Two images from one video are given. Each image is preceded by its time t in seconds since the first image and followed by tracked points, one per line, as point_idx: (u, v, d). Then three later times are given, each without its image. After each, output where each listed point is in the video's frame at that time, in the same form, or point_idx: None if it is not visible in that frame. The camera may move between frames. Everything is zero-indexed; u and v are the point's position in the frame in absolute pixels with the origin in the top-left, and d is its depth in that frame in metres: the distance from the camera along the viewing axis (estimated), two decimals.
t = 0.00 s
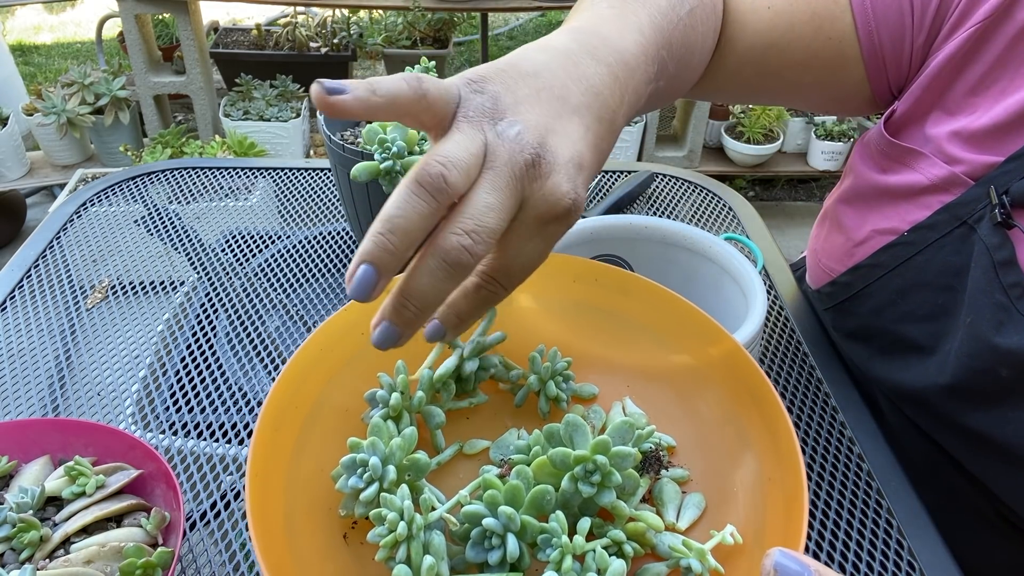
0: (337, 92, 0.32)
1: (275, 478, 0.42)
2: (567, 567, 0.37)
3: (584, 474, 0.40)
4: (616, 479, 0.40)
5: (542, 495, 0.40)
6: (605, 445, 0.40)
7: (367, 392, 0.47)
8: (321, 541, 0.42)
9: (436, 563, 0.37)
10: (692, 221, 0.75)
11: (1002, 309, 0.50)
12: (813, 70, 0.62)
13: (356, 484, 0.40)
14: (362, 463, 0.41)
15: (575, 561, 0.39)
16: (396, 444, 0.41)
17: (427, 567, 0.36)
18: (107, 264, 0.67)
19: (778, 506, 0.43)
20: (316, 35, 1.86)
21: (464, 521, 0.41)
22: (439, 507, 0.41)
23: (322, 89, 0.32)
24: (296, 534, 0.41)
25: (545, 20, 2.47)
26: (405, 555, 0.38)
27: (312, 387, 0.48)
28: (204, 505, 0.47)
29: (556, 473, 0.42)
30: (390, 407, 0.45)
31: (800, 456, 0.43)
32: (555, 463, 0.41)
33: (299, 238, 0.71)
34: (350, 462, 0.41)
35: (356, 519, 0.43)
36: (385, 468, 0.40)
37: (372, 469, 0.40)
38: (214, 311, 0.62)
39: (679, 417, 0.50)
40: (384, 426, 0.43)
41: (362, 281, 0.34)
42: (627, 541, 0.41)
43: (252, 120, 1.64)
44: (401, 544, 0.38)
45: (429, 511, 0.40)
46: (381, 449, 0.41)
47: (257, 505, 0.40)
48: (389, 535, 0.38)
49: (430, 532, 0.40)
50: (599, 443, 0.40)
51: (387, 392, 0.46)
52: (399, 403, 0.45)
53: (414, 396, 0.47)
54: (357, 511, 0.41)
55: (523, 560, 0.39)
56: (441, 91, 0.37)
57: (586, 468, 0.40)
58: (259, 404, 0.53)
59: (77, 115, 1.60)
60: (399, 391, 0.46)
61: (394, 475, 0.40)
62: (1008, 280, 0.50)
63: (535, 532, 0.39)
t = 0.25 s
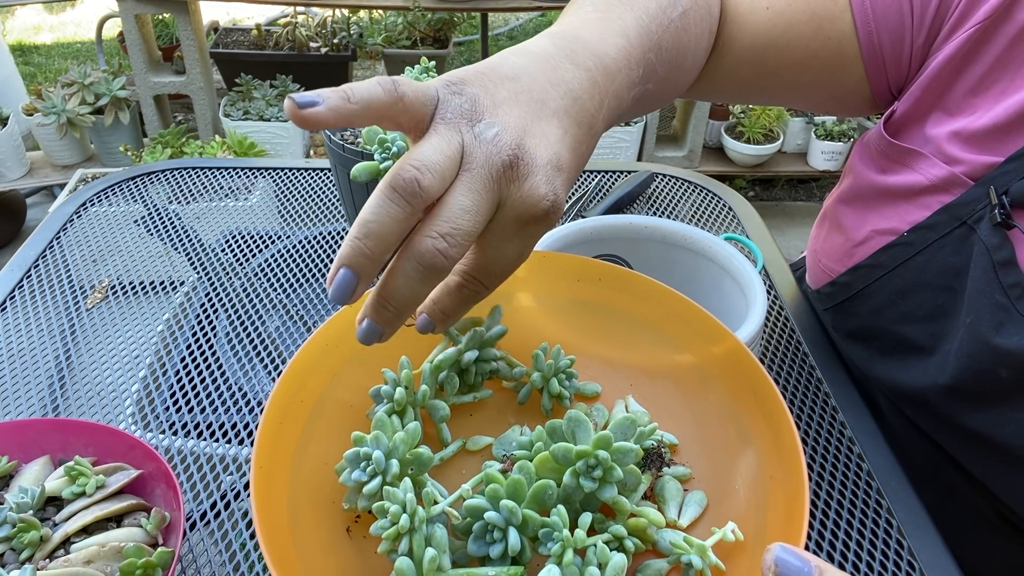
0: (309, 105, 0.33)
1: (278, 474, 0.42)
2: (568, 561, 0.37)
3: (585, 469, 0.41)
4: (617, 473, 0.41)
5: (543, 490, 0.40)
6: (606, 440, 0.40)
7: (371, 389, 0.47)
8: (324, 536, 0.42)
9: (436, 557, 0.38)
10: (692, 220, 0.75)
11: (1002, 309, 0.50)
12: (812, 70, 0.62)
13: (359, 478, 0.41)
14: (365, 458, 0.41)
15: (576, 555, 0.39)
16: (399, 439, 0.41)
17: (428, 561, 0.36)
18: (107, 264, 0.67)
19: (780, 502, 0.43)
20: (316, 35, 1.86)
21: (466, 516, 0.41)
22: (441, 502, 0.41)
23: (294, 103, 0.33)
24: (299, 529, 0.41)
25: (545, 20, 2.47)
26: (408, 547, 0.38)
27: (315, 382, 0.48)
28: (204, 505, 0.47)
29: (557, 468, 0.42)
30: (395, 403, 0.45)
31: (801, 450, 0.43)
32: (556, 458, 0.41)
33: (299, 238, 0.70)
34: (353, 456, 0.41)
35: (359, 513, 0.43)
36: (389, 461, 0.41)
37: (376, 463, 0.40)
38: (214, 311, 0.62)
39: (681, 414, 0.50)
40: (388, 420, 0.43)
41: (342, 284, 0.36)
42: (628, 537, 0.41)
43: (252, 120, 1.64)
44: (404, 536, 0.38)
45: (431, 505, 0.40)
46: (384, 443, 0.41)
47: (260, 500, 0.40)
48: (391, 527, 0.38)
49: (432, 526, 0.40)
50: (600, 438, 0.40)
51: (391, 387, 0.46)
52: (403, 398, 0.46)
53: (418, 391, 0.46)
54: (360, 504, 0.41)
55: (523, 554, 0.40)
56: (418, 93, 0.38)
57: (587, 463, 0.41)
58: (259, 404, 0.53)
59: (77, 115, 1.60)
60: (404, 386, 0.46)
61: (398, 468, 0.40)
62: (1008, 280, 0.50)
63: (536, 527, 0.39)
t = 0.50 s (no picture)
0: (306, 105, 0.31)
1: (275, 476, 0.42)
2: (566, 561, 0.37)
3: (584, 469, 0.41)
4: (616, 473, 0.40)
5: (542, 490, 0.40)
6: (605, 439, 0.40)
7: (367, 389, 0.47)
8: (323, 535, 0.42)
9: (435, 558, 0.38)
10: (692, 221, 0.75)
11: (1002, 310, 0.50)
12: (812, 71, 0.62)
13: (357, 479, 0.40)
14: (363, 457, 0.41)
15: (575, 556, 0.39)
16: (396, 439, 0.41)
17: (427, 561, 0.37)
18: (107, 264, 0.67)
19: (779, 501, 0.43)
20: (316, 35, 1.86)
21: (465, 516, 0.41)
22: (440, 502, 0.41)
23: (290, 105, 0.31)
24: (297, 529, 0.41)
25: (545, 20, 2.47)
26: (406, 548, 0.38)
27: (313, 383, 0.48)
28: (204, 505, 0.47)
29: (556, 468, 0.42)
30: (391, 403, 0.45)
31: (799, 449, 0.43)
32: (555, 458, 0.42)
33: (299, 238, 0.70)
34: (351, 456, 0.41)
35: (356, 513, 0.43)
36: (386, 462, 0.41)
37: (373, 463, 0.40)
38: (214, 311, 0.62)
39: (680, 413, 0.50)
40: (385, 421, 0.43)
41: (350, 281, 0.36)
42: (627, 537, 0.41)
43: (252, 120, 1.64)
44: (402, 537, 0.38)
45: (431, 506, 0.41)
46: (382, 443, 0.41)
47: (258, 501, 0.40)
48: (389, 528, 0.38)
49: (431, 526, 0.40)
50: (598, 438, 0.41)
51: (387, 387, 0.46)
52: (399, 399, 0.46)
53: (412, 391, 0.47)
54: (358, 504, 0.41)
55: (523, 554, 0.40)
56: (413, 89, 0.37)
57: (586, 463, 0.41)
58: (259, 404, 0.53)
59: (77, 115, 1.60)
60: (398, 385, 0.46)
61: (395, 469, 0.40)
62: (1008, 281, 0.50)
63: (535, 527, 0.39)
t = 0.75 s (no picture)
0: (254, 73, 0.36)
1: (267, 482, 0.42)
2: (567, 561, 0.38)
3: (581, 468, 0.41)
4: (613, 472, 0.41)
5: (541, 493, 0.40)
6: (601, 438, 0.42)
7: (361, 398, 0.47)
8: (317, 549, 0.42)
9: (436, 563, 0.38)
10: (692, 220, 0.75)
11: (1001, 310, 0.50)
12: (818, 79, 0.60)
13: (351, 488, 0.41)
14: (357, 466, 0.41)
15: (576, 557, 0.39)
16: (390, 447, 0.42)
17: (428, 567, 0.37)
18: (107, 264, 0.67)
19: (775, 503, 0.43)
20: (316, 35, 1.86)
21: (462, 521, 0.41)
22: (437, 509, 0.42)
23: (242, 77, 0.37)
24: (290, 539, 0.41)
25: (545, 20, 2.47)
26: (405, 556, 0.38)
27: (306, 389, 0.48)
28: (204, 505, 0.47)
29: (551, 470, 0.43)
30: (387, 411, 0.46)
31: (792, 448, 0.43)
32: (552, 459, 0.42)
33: (299, 238, 0.70)
34: (344, 466, 0.41)
35: (351, 525, 0.43)
36: (381, 470, 0.41)
37: (368, 472, 0.41)
38: (214, 311, 0.62)
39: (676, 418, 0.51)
40: (378, 430, 0.44)
41: (336, 219, 0.37)
42: (625, 536, 0.42)
43: (252, 120, 1.64)
44: (401, 545, 0.38)
45: (428, 512, 0.41)
46: (375, 452, 0.42)
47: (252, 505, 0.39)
48: (387, 535, 0.39)
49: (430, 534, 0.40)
50: (594, 438, 0.42)
51: (382, 396, 0.47)
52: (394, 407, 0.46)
53: (410, 399, 0.47)
54: (352, 515, 0.41)
55: (523, 557, 0.40)
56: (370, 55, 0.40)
57: (582, 463, 0.41)
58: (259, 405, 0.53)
59: (77, 115, 1.60)
60: (395, 394, 0.47)
61: (390, 477, 0.41)
62: (1007, 281, 0.50)
63: (535, 528, 0.40)
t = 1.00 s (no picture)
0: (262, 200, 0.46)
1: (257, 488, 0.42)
2: (567, 547, 0.38)
3: (573, 457, 0.41)
4: (604, 459, 0.41)
5: (533, 483, 0.41)
6: (589, 427, 0.41)
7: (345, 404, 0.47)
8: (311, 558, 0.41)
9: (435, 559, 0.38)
10: (692, 220, 0.75)
11: (1002, 311, 0.50)
12: (830, 95, 0.61)
13: (343, 492, 0.40)
14: (347, 470, 0.41)
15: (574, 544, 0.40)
16: (381, 448, 0.42)
17: (427, 562, 0.37)
18: (107, 264, 0.67)
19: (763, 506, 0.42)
20: (316, 35, 1.86)
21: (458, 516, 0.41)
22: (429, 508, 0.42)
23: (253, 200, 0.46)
24: (281, 542, 0.40)
25: (545, 20, 2.47)
26: (404, 553, 0.38)
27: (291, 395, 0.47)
28: (204, 505, 0.47)
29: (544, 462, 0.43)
30: (371, 416, 0.46)
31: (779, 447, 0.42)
32: (544, 451, 0.42)
33: (299, 238, 0.71)
34: (333, 470, 0.41)
35: (342, 532, 0.43)
36: (372, 472, 0.41)
37: (360, 474, 0.40)
38: (214, 311, 0.62)
39: (668, 421, 0.51)
40: (365, 433, 0.44)
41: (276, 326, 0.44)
42: (619, 522, 0.42)
43: (252, 119, 1.64)
44: (399, 543, 0.38)
45: (423, 510, 0.42)
46: (365, 454, 0.42)
47: (244, 507, 0.39)
48: (385, 535, 0.38)
49: (426, 531, 0.40)
50: (584, 427, 0.42)
51: (365, 401, 0.46)
52: (379, 411, 0.45)
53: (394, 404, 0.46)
54: (344, 519, 0.41)
55: (521, 548, 0.40)
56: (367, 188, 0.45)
57: (574, 452, 0.41)
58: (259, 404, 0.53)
59: (77, 115, 1.60)
60: (379, 399, 0.46)
61: (382, 478, 0.41)
62: (1008, 282, 0.50)
63: (531, 519, 0.40)
